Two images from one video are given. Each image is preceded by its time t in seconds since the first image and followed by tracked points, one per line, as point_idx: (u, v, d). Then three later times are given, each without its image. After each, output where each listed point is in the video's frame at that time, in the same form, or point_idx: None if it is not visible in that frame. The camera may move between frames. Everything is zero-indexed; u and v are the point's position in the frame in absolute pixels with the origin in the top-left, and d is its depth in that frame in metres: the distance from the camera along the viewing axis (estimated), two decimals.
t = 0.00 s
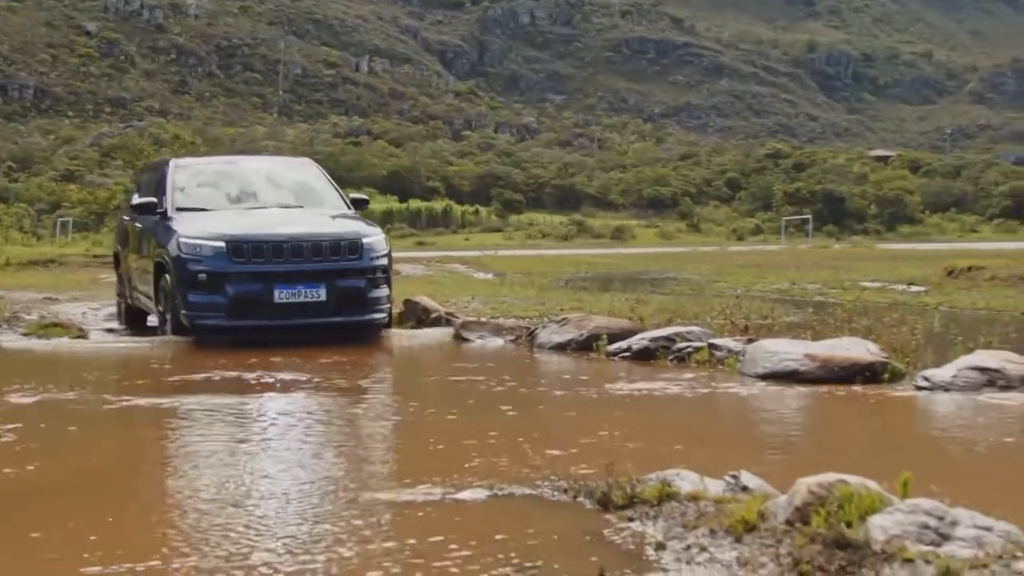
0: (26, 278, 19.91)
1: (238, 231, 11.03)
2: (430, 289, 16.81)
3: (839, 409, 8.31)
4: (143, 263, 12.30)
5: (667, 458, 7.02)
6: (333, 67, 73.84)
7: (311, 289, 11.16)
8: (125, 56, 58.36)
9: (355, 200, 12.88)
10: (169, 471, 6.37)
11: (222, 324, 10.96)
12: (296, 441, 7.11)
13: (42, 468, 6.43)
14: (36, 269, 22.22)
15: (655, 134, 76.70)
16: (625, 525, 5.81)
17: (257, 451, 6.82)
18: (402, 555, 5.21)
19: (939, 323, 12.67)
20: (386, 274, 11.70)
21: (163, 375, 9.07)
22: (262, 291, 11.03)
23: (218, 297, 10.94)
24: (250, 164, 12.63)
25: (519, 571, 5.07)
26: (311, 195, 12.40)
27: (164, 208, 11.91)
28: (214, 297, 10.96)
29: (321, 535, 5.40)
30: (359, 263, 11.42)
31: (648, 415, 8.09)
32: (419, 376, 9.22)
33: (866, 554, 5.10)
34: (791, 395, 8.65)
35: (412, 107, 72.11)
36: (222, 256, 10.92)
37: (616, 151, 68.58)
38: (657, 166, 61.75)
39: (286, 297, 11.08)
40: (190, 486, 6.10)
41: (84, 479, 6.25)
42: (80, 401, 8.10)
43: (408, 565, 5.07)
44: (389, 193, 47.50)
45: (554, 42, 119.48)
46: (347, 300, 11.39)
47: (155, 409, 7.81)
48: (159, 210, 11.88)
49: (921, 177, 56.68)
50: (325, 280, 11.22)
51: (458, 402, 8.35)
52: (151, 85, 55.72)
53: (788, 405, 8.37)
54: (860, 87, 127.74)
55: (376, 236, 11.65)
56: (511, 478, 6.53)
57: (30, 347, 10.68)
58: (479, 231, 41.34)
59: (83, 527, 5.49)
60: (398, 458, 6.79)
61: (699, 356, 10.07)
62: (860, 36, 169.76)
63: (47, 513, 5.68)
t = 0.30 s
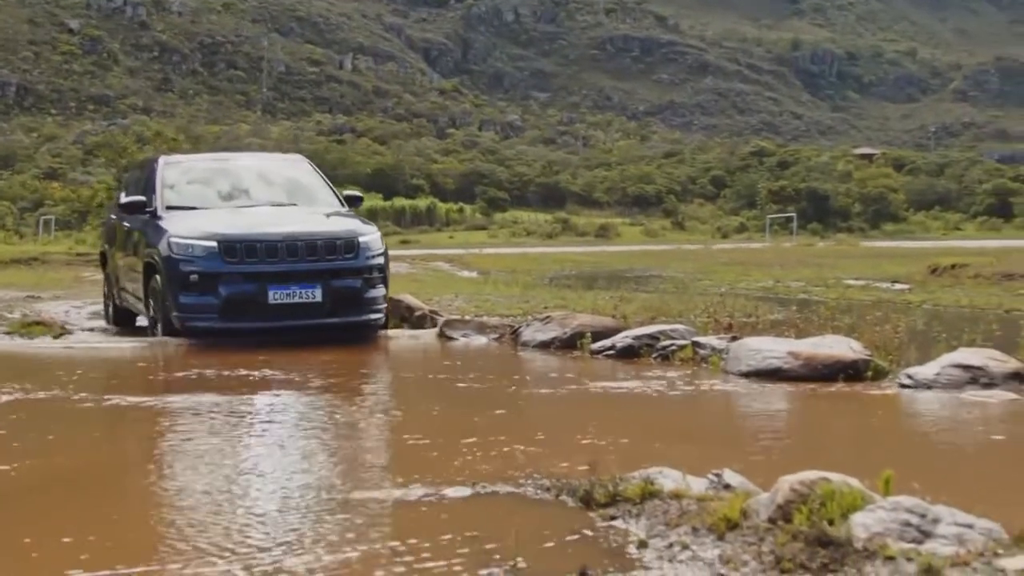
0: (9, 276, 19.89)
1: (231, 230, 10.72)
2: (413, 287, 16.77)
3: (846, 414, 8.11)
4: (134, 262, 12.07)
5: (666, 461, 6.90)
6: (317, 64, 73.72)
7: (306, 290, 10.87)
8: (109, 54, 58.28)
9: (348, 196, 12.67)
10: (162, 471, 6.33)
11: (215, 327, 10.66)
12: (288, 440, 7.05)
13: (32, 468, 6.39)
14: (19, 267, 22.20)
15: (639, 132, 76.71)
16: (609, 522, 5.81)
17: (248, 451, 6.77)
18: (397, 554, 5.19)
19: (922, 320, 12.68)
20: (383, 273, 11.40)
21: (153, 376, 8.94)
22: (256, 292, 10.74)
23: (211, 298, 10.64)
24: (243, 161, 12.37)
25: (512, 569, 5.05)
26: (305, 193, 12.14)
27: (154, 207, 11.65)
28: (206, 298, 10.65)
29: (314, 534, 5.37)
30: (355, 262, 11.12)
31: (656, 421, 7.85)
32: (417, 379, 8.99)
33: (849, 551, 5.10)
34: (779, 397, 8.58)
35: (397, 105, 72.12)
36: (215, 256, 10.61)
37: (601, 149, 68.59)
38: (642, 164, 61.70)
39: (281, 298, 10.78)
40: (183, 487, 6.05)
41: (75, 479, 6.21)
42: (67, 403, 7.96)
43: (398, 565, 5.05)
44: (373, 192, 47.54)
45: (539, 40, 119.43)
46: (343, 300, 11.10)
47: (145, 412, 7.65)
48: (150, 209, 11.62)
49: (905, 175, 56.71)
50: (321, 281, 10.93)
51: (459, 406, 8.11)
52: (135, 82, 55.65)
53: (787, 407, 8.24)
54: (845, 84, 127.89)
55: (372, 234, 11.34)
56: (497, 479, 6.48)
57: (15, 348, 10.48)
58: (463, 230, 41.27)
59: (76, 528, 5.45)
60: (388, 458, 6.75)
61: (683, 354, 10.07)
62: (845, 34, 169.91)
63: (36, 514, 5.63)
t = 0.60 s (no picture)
0: (5, 274, 19.88)
1: (235, 226, 10.56)
2: (410, 284, 16.76)
3: (857, 410, 8.04)
4: (134, 261, 11.94)
5: (665, 458, 6.88)
6: (310, 61, 73.70)
7: (313, 286, 10.73)
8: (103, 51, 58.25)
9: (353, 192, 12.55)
10: (166, 471, 6.30)
11: (220, 326, 10.52)
12: (289, 439, 7.03)
13: (33, 469, 6.35)
14: (15, 265, 22.20)
15: (633, 127, 76.72)
16: (604, 520, 5.81)
17: (252, 450, 6.74)
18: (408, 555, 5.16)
19: (917, 317, 12.70)
20: (391, 267, 11.27)
21: (154, 376, 8.89)
22: (263, 290, 10.60)
23: (215, 297, 10.50)
24: (245, 158, 12.25)
25: (513, 566, 5.05)
26: (308, 187, 12.02)
27: (155, 205, 11.51)
28: (211, 297, 10.50)
29: (319, 533, 5.36)
30: (363, 258, 10.98)
31: (670, 420, 7.76)
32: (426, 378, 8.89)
33: (844, 548, 5.10)
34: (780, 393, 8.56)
35: (391, 101, 72.14)
36: (220, 254, 10.45)
37: (595, 145, 68.63)
38: (635, 160, 61.69)
39: (286, 295, 10.64)
40: (189, 486, 6.02)
41: (80, 480, 6.16)
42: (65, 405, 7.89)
43: (405, 564, 5.03)
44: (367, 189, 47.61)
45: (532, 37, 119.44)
46: (350, 296, 10.97)
47: (147, 413, 7.58)
48: (152, 207, 11.49)
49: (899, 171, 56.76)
50: (328, 276, 10.79)
51: (469, 405, 8.02)
52: (129, 79, 55.62)
53: (795, 405, 8.19)
54: (839, 80, 127.97)
55: (380, 228, 11.19)
56: (494, 476, 6.49)
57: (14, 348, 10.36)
58: (458, 226, 41.31)
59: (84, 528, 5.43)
60: (389, 457, 6.73)
61: (678, 351, 10.07)
62: (838, 31, 169.98)
63: (37, 515, 5.60)
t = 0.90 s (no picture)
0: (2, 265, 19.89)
1: (247, 222, 10.32)
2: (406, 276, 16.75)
3: (879, 410, 7.89)
4: (140, 254, 11.74)
5: (660, 449, 6.88)
6: (307, 52, 73.59)
7: (326, 284, 10.50)
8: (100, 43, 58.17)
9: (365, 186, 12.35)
10: (167, 465, 6.23)
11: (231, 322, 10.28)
12: (294, 432, 7.00)
13: (32, 464, 6.29)
14: (11, 257, 22.17)
15: (630, 119, 76.65)
16: (601, 509, 5.81)
17: (256, 443, 6.69)
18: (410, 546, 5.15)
19: (913, 308, 12.68)
20: (404, 264, 11.06)
21: (154, 368, 8.89)
22: (274, 286, 10.37)
23: (225, 293, 10.26)
24: (254, 152, 12.08)
25: (512, 558, 5.05)
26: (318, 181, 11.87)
27: (163, 197, 11.30)
28: (221, 292, 10.27)
29: (326, 526, 5.33)
30: (376, 255, 10.76)
31: (695, 420, 7.56)
32: (442, 376, 8.69)
33: (841, 538, 5.11)
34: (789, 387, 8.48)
35: (388, 93, 72.06)
36: (230, 248, 10.22)
37: (592, 137, 68.58)
38: (632, 152, 61.56)
39: (299, 292, 10.41)
40: (196, 480, 5.97)
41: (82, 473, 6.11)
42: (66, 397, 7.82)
43: (412, 559, 4.98)
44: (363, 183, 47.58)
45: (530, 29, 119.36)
46: (363, 294, 10.75)
47: (155, 406, 7.51)
48: (159, 200, 11.27)
49: (896, 163, 56.72)
50: (340, 274, 10.56)
51: (489, 406, 7.82)
52: (126, 71, 55.53)
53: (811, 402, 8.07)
54: (836, 72, 127.90)
55: (393, 225, 10.99)
56: (491, 467, 6.49)
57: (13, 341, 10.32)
58: (455, 218, 41.20)
59: (91, 523, 5.37)
60: (397, 451, 6.68)
61: (675, 342, 10.07)
62: (836, 22, 169.82)
63: (37, 510, 5.54)
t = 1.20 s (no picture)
0: None
1: (260, 211, 9.94)
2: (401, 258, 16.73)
3: (922, 406, 7.55)
4: (144, 240, 11.30)
5: (645, 430, 6.90)
6: (301, 37, 73.46)
7: (340, 276, 10.17)
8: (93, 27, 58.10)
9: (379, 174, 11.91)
10: (170, 457, 6.06)
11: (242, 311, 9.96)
12: (293, 416, 6.92)
13: (27, 456, 6.08)
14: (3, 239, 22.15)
15: (623, 103, 76.61)
16: (594, 490, 5.80)
17: (257, 430, 6.55)
18: (412, 529, 5.10)
19: (908, 291, 12.67)
20: (420, 255, 10.71)
21: (146, 350, 8.79)
22: (286, 277, 10.04)
23: (236, 284, 9.96)
24: (264, 135, 11.62)
25: (510, 541, 5.00)
26: (330, 165, 11.42)
27: (171, 181, 10.83)
28: (232, 284, 9.96)
29: (329, 513, 5.27)
30: (392, 247, 10.40)
31: (734, 416, 7.24)
32: (465, 368, 8.35)
33: (835, 518, 5.09)
34: (822, 378, 8.22)
35: (382, 77, 71.95)
36: (242, 239, 9.87)
37: (587, 121, 68.49)
38: (626, 135, 61.54)
39: (312, 285, 10.09)
40: (203, 473, 5.76)
41: (83, 467, 5.90)
42: (59, 381, 7.73)
43: (410, 545, 4.91)
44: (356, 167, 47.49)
45: (523, 14, 119.17)
46: (378, 286, 10.42)
47: (155, 392, 7.40)
48: (165, 184, 10.80)
49: (888, 145, 56.83)
50: (356, 266, 10.23)
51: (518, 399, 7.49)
52: (118, 54, 55.43)
53: (844, 395, 7.79)
54: (830, 58, 127.93)
55: (410, 215, 10.61)
56: (484, 446, 6.47)
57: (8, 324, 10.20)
58: (448, 201, 41.15)
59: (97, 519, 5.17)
60: (397, 435, 6.61)
61: (668, 324, 10.06)
62: (831, 9, 169.82)
63: (36, 500, 5.43)
